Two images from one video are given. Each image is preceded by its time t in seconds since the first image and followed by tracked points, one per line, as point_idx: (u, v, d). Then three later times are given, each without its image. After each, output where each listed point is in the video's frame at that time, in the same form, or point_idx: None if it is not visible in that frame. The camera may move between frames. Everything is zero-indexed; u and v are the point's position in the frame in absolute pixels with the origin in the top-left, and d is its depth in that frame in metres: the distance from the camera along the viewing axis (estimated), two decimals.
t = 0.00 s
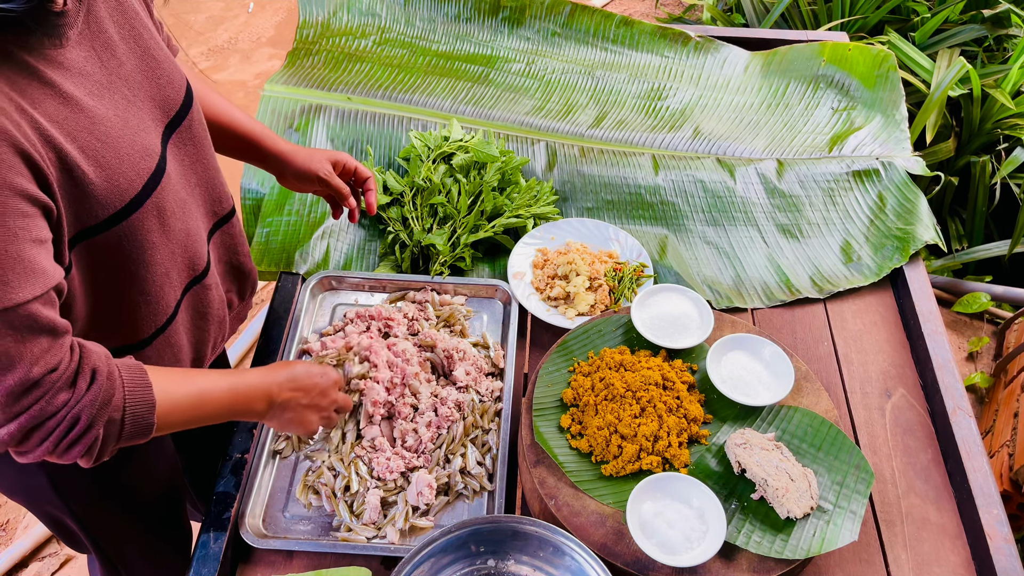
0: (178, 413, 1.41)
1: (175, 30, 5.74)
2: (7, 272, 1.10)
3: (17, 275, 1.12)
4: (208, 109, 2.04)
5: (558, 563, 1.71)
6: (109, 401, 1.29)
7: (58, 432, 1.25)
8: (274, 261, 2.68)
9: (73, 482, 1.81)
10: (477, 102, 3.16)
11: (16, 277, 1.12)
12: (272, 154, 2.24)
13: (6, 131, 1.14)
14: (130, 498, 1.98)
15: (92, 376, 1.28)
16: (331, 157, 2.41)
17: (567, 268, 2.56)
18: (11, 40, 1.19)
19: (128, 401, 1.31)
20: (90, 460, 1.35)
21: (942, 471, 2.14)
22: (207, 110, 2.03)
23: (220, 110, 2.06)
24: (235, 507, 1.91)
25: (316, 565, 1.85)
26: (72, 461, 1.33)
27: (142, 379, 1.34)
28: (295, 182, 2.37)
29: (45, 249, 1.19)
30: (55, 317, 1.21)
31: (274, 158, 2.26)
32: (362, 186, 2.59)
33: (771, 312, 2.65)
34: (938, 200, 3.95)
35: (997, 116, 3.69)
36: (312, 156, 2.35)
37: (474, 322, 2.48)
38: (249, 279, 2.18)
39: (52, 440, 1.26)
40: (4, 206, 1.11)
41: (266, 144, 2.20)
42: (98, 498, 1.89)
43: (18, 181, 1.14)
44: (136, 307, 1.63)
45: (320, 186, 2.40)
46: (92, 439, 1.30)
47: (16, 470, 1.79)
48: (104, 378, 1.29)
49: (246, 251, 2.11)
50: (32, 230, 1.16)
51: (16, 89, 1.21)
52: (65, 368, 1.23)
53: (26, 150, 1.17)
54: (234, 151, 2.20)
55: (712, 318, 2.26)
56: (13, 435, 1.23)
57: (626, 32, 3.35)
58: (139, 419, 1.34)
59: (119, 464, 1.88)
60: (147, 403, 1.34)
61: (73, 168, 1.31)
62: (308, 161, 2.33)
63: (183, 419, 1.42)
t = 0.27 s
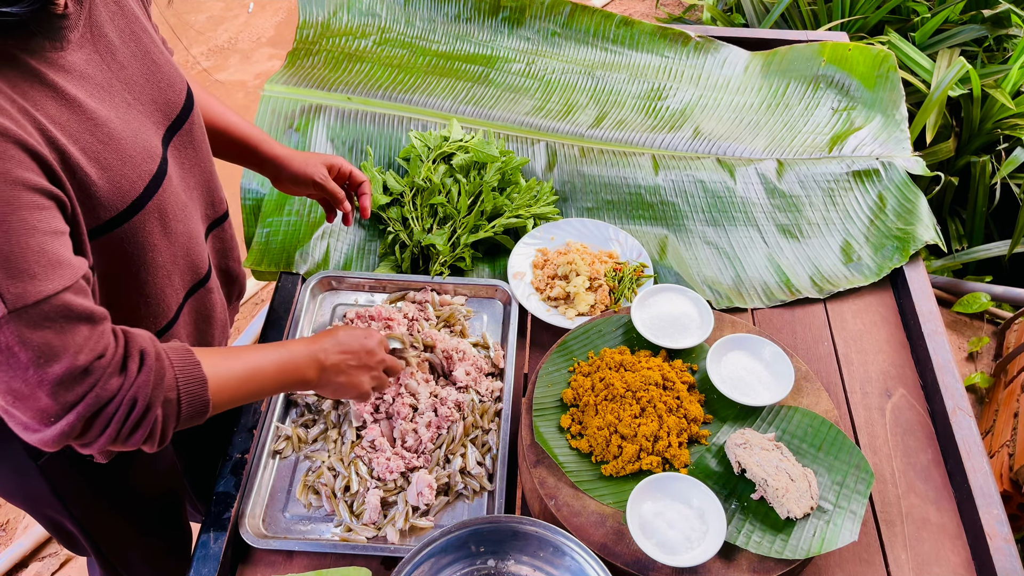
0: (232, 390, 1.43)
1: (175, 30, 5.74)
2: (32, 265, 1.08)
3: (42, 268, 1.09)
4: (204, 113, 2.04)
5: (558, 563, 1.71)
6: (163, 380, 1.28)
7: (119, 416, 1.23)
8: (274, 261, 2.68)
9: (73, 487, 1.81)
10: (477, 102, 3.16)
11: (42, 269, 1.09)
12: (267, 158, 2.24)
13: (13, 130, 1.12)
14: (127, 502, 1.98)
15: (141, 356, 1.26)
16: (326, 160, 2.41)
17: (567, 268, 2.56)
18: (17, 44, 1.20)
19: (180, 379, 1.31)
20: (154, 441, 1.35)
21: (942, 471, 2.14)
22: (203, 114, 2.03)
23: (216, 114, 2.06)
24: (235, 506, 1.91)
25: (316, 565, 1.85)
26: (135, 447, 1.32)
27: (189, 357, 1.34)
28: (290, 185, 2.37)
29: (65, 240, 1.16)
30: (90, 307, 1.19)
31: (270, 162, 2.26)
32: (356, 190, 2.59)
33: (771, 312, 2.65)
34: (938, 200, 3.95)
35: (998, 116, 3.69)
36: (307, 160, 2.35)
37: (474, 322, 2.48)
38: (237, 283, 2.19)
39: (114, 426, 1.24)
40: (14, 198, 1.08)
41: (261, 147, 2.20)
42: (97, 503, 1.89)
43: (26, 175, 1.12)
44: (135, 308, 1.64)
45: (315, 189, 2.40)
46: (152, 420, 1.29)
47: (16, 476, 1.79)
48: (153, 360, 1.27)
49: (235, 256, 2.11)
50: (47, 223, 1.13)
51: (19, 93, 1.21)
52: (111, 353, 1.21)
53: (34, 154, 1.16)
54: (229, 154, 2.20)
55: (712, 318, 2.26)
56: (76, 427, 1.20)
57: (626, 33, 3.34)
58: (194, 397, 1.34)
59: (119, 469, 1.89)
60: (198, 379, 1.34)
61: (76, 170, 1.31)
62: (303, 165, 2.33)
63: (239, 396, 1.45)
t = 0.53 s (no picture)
0: (198, 449, 1.33)
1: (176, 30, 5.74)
2: (15, 278, 1.06)
3: (25, 282, 1.07)
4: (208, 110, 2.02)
5: (558, 563, 1.71)
6: (123, 423, 1.22)
7: (67, 456, 1.17)
8: (274, 261, 2.68)
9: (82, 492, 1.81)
10: (477, 102, 3.16)
11: (26, 284, 1.08)
12: (271, 155, 2.24)
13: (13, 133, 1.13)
14: (132, 505, 1.98)
15: (105, 394, 1.22)
16: (330, 157, 2.41)
17: (567, 268, 2.56)
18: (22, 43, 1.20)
19: (142, 424, 1.24)
20: (102, 491, 1.25)
21: (942, 471, 2.14)
22: (208, 112, 2.02)
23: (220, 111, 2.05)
24: (235, 506, 1.91)
25: (316, 565, 1.85)
26: (81, 493, 1.23)
27: (160, 405, 1.28)
28: (294, 182, 2.37)
29: (55, 258, 1.16)
30: (65, 329, 1.16)
31: (273, 159, 2.25)
32: (360, 186, 2.59)
33: (771, 312, 2.64)
34: (938, 200, 3.95)
35: (998, 116, 3.69)
36: (310, 156, 2.35)
37: (474, 322, 2.48)
38: (245, 285, 2.18)
39: (62, 465, 1.17)
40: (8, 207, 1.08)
41: (265, 145, 2.20)
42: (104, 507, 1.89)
43: (30, 186, 1.13)
44: (142, 309, 1.63)
45: (319, 186, 2.41)
46: (102, 464, 1.21)
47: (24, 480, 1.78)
48: (116, 399, 1.22)
49: (242, 256, 2.11)
50: (41, 238, 1.13)
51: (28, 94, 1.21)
52: (76, 383, 1.17)
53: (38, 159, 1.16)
54: (233, 151, 2.19)
55: (712, 318, 2.26)
56: (24, 454, 1.15)
57: (626, 32, 3.34)
58: (153, 448, 1.26)
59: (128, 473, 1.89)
60: (163, 429, 1.27)
61: (81, 169, 1.31)
62: (307, 162, 2.33)
63: (208, 455, 1.35)
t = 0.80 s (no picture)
0: (189, 437, 1.30)
1: (175, 30, 5.74)
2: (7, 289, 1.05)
3: (16, 294, 1.06)
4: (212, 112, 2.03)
5: (558, 563, 1.71)
6: (105, 424, 1.19)
7: (50, 462, 1.15)
8: (274, 261, 2.68)
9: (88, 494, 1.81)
10: (477, 102, 3.16)
11: (18, 296, 1.07)
12: (274, 156, 2.24)
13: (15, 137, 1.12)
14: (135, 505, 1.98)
15: (83, 397, 1.17)
16: (333, 157, 2.41)
17: (567, 268, 2.56)
18: (27, 46, 1.19)
19: (126, 423, 1.21)
20: (98, 490, 1.24)
21: (942, 471, 2.14)
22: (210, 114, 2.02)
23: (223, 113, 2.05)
24: (235, 506, 1.91)
25: (316, 565, 1.85)
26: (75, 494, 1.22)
27: (144, 400, 1.23)
28: (296, 183, 2.37)
29: (50, 272, 1.15)
30: (56, 339, 1.15)
31: (276, 160, 2.25)
32: (362, 186, 2.59)
33: (771, 312, 2.64)
34: (938, 200, 3.95)
35: (998, 116, 3.69)
36: (313, 157, 2.35)
37: (474, 322, 2.48)
38: (247, 287, 2.18)
39: (48, 470, 1.16)
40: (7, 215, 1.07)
41: (268, 146, 2.20)
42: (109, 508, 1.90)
43: (32, 198, 1.12)
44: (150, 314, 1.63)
45: (322, 186, 2.41)
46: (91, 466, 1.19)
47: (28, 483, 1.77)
48: (97, 402, 1.18)
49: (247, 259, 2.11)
50: (38, 251, 1.12)
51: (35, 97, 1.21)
52: (53, 391, 1.14)
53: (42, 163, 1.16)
54: (237, 152, 2.20)
55: (712, 318, 2.26)
56: (9, 464, 1.14)
57: (626, 32, 3.34)
58: (141, 444, 1.23)
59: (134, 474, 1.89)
60: (149, 424, 1.23)
61: (86, 173, 1.31)
62: (310, 162, 2.34)
63: (198, 442, 1.32)
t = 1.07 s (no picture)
0: (235, 434, 1.38)
1: (175, 30, 5.74)
2: (44, 286, 1.07)
3: (53, 290, 1.08)
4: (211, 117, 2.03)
5: (558, 563, 1.71)
6: (162, 416, 1.26)
7: (114, 454, 1.19)
8: (274, 262, 2.67)
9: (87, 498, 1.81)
10: (477, 102, 3.16)
11: (54, 291, 1.08)
12: (273, 159, 2.24)
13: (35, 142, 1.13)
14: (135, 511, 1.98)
15: (141, 390, 1.24)
16: (332, 159, 2.41)
17: (567, 268, 2.56)
18: (30, 52, 1.20)
19: (181, 415, 1.29)
20: (150, 487, 1.29)
21: (942, 471, 2.14)
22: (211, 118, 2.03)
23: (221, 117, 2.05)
24: (235, 506, 1.91)
25: (316, 565, 1.85)
26: (129, 491, 1.27)
27: (194, 395, 1.33)
28: (295, 186, 2.37)
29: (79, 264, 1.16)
30: (97, 332, 1.18)
31: (275, 163, 2.26)
32: (361, 188, 2.59)
33: (771, 312, 2.64)
34: (938, 200, 3.95)
35: (998, 116, 3.69)
36: (311, 159, 2.35)
37: (474, 322, 2.48)
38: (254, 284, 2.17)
39: (109, 464, 1.20)
40: (32, 215, 1.07)
41: (267, 148, 2.20)
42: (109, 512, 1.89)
43: (47, 192, 1.12)
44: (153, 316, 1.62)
45: (321, 189, 2.40)
46: (149, 459, 1.25)
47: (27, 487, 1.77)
48: (153, 394, 1.25)
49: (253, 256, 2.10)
50: (65, 245, 1.13)
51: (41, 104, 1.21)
52: (112, 384, 1.19)
53: (57, 166, 1.16)
54: (235, 156, 2.19)
55: (712, 318, 2.26)
56: (69, 461, 1.16)
57: (626, 32, 3.34)
58: (195, 436, 1.31)
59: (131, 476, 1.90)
60: (201, 418, 1.32)
61: (96, 178, 1.30)
62: (309, 165, 2.33)
63: (245, 438, 1.40)
